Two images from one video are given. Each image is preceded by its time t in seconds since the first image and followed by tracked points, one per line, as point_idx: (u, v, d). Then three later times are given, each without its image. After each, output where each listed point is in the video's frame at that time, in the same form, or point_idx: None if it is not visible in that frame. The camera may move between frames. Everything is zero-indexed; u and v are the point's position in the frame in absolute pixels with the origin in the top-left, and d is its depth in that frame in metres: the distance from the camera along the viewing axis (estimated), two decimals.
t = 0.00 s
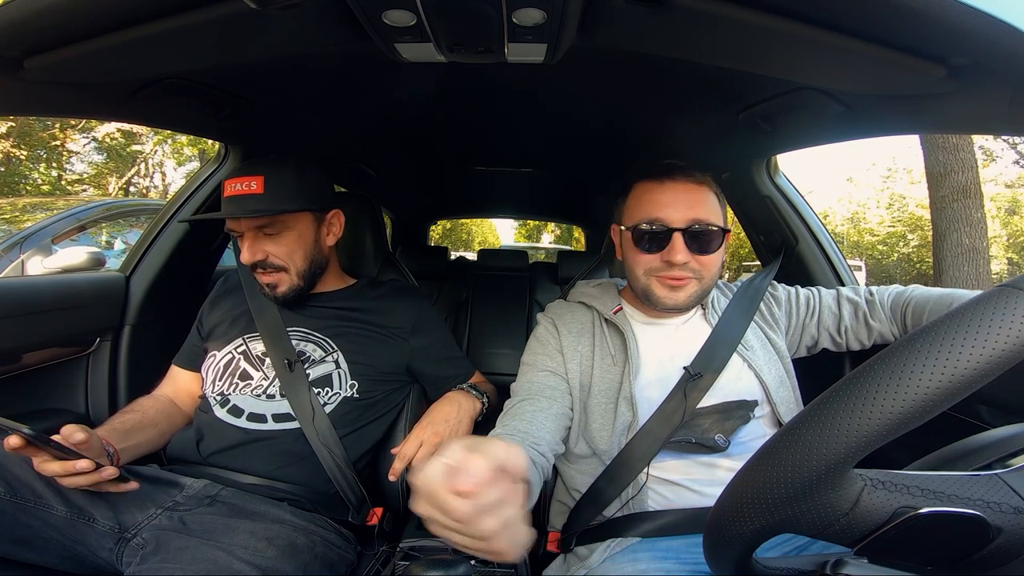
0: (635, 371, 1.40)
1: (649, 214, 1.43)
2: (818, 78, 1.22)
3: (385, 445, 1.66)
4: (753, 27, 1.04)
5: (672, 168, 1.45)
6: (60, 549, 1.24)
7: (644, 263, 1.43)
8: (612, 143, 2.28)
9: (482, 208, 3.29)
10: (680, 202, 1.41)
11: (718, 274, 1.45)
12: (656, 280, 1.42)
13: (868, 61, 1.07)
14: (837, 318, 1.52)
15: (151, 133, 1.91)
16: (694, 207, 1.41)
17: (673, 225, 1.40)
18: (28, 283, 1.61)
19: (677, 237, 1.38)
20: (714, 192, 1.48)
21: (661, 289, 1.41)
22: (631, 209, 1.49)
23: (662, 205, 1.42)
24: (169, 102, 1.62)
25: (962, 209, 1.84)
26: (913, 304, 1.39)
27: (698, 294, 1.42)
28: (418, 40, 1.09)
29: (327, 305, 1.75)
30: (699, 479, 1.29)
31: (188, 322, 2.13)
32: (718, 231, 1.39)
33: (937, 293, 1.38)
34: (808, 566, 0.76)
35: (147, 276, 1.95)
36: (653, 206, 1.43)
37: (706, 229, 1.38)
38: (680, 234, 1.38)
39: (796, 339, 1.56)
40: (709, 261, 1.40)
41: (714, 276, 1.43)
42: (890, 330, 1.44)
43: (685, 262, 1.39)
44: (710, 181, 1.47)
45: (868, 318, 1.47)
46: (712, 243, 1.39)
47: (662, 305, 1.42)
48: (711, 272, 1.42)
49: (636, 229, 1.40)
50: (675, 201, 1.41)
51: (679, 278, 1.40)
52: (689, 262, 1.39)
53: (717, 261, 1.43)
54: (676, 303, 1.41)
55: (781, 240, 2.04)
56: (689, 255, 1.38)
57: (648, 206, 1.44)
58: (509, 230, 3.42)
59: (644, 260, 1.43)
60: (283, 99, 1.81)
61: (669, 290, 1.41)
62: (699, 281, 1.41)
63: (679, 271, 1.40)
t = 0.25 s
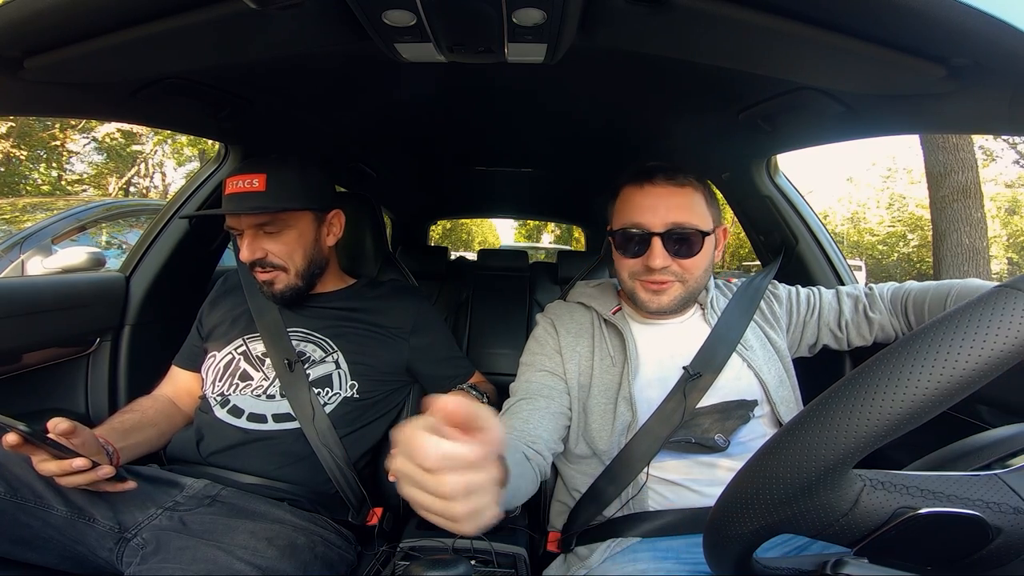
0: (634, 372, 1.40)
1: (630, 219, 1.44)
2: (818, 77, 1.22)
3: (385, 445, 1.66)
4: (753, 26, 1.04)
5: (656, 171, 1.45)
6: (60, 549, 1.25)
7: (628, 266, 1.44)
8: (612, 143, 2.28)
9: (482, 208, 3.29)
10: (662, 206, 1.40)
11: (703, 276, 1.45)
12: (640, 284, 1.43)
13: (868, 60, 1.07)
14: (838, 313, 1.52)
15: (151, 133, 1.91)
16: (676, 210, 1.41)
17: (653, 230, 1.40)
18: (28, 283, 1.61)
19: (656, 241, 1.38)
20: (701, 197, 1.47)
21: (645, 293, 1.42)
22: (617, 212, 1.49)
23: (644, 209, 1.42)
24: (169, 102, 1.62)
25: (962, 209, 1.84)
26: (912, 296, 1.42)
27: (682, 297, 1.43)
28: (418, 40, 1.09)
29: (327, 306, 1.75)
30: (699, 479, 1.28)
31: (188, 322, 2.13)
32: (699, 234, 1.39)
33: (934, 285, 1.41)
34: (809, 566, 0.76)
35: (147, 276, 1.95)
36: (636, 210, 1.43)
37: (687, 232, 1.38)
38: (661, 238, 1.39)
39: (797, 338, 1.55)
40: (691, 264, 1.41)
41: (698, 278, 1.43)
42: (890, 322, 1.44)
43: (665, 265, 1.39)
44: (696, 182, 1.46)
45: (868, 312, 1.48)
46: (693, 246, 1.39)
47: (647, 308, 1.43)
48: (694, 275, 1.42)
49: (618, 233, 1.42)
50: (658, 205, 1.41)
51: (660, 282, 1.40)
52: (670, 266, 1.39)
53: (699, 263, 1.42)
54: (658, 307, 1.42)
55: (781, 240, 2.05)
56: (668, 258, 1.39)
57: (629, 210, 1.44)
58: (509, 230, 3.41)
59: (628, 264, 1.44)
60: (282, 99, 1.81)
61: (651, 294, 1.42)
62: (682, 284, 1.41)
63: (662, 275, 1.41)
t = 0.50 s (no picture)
0: (634, 372, 1.40)
1: (609, 219, 1.47)
2: (818, 78, 1.22)
3: (385, 445, 1.66)
4: (753, 27, 1.04)
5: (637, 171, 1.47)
6: (60, 549, 1.25)
7: (608, 266, 1.46)
8: (612, 143, 2.28)
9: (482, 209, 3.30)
10: (638, 205, 1.42)
11: (684, 276, 1.44)
12: (620, 283, 1.44)
13: (868, 61, 1.07)
14: (835, 321, 1.52)
15: (151, 133, 1.91)
16: (653, 208, 1.41)
17: (630, 229, 1.42)
18: (28, 282, 1.62)
19: (629, 240, 1.40)
20: (684, 199, 1.46)
21: (624, 292, 1.43)
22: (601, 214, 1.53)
23: (620, 209, 1.45)
24: (169, 102, 1.62)
25: (962, 210, 1.84)
26: (907, 312, 1.39)
27: (661, 296, 1.42)
28: (418, 40, 1.09)
29: (327, 306, 1.75)
30: (699, 480, 1.28)
31: (188, 321, 2.13)
32: (671, 232, 1.39)
33: (933, 302, 1.37)
34: (808, 566, 0.75)
35: (147, 275, 1.95)
36: (615, 210, 1.47)
37: (659, 230, 1.38)
38: (634, 237, 1.40)
39: (795, 340, 1.56)
40: (669, 263, 1.41)
41: (678, 278, 1.42)
42: (885, 336, 1.44)
43: (640, 263, 1.40)
44: (683, 183, 1.48)
45: (865, 323, 1.47)
46: (667, 243, 1.39)
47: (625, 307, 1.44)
48: (673, 275, 1.41)
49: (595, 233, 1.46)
50: (633, 204, 1.43)
51: (636, 280, 1.41)
52: (645, 264, 1.40)
53: (677, 263, 1.42)
54: (637, 306, 1.42)
55: (780, 240, 2.05)
56: (642, 257, 1.39)
57: (609, 212, 1.49)
58: (509, 230, 3.42)
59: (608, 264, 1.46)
60: (283, 99, 1.81)
61: (630, 293, 1.42)
62: (660, 284, 1.41)
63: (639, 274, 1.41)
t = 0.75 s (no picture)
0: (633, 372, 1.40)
1: (598, 215, 1.49)
2: (818, 77, 1.22)
3: (385, 445, 1.66)
4: (753, 27, 1.04)
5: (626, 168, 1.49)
6: (60, 549, 1.25)
7: (597, 261, 1.48)
8: (613, 143, 2.28)
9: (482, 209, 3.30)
10: (624, 200, 1.44)
11: (670, 271, 1.44)
12: (607, 278, 1.45)
13: (868, 61, 1.07)
14: (833, 324, 1.51)
15: (151, 133, 1.91)
16: (638, 203, 1.42)
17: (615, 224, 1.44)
18: (28, 283, 1.61)
19: (614, 234, 1.42)
20: (672, 195, 1.47)
21: (611, 286, 1.44)
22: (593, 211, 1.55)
23: (607, 205, 1.47)
24: (169, 102, 1.62)
25: (962, 210, 1.85)
26: (904, 322, 1.38)
27: (647, 291, 1.42)
28: (418, 40, 1.09)
29: (327, 306, 1.75)
30: (699, 479, 1.28)
31: (188, 322, 2.13)
32: (654, 225, 1.39)
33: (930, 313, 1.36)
34: (807, 565, 0.75)
35: (148, 274, 1.96)
36: (604, 207, 1.49)
37: (642, 224, 1.39)
38: (618, 231, 1.41)
39: (794, 340, 1.56)
40: (654, 257, 1.41)
41: (663, 272, 1.42)
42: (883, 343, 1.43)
43: (624, 258, 1.41)
44: (670, 179, 1.48)
45: (863, 330, 1.46)
46: (650, 236, 1.40)
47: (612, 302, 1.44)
48: (658, 269, 1.42)
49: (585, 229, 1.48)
50: (620, 200, 1.45)
51: (620, 274, 1.42)
52: (630, 258, 1.40)
53: (663, 257, 1.42)
54: (623, 301, 1.42)
55: (781, 240, 2.05)
56: (626, 251, 1.40)
57: (599, 209, 1.50)
58: (509, 230, 3.42)
59: (597, 259, 1.48)
60: (283, 99, 1.81)
61: (616, 288, 1.43)
62: (646, 278, 1.41)
63: (625, 268, 1.42)
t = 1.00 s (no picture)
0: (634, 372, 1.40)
1: (596, 220, 1.48)
2: (818, 78, 1.22)
3: (385, 445, 1.66)
4: (753, 27, 1.04)
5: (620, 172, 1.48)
6: (59, 549, 1.24)
7: (598, 266, 1.47)
8: (613, 143, 2.28)
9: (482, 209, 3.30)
10: (622, 205, 1.43)
11: (672, 272, 1.44)
12: (609, 283, 1.45)
13: (869, 61, 1.07)
14: (833, 325, 1.51)
15: (151, 133, 1.91)
16: (636, 207, 1.42)
17: (614, 228, 1.43)
18: (28, 283, 1.61)
19: (613, 240, 1.41)
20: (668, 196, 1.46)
21: (614, 290, 1.45)
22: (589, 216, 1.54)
23: (605, 210, 1.46)
24: (169, 102, 1.62)
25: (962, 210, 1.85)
26: (903, 323, 1.38)
27: (650, 293, 1.42)
28: (418, 40, 1.09)
29: (328, 306, 1.75)
30: (699, 479, 1.28)
31: (188, 321, 2.13)
32: (653, 229, 1.39)
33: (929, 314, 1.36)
34: (805, 566, 0.75)
35: (148, 274, 1.96)
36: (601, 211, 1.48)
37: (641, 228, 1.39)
38: (617, 236, 1.41)
39: (793, 341, 1.56)
40: (654, 260, 1.41)
41: (665, 273, 1.43)
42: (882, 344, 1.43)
43: (625, 262, 1.41)
44: (665, 180, 1.47)
45: (863, 330, 1.46)
46: (649, 239, 1.40)
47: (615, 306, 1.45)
48: (660, 271, 1.42)
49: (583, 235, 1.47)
50: (616, 206, 1.44)
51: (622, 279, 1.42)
52: (631, 262, 1.41)
53: (663, 258, 1.43)
54: (626, 305, 1.43)
55: (781, 240, 2.04)
56: (626, 256, 1.40)
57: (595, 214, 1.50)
58: (509, 230, 3.42)
59: (597, 264, 1.48)
60: (283, 99, 1.81)
61: (619, 292, 1.43)
62: (648, 280, 1.41)
63: (627, 272, 1.42)
